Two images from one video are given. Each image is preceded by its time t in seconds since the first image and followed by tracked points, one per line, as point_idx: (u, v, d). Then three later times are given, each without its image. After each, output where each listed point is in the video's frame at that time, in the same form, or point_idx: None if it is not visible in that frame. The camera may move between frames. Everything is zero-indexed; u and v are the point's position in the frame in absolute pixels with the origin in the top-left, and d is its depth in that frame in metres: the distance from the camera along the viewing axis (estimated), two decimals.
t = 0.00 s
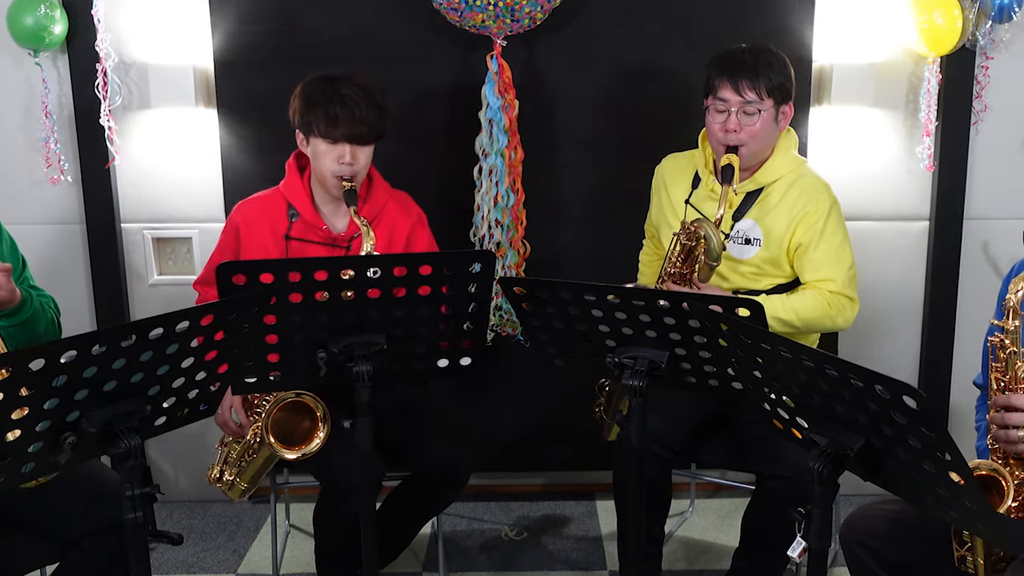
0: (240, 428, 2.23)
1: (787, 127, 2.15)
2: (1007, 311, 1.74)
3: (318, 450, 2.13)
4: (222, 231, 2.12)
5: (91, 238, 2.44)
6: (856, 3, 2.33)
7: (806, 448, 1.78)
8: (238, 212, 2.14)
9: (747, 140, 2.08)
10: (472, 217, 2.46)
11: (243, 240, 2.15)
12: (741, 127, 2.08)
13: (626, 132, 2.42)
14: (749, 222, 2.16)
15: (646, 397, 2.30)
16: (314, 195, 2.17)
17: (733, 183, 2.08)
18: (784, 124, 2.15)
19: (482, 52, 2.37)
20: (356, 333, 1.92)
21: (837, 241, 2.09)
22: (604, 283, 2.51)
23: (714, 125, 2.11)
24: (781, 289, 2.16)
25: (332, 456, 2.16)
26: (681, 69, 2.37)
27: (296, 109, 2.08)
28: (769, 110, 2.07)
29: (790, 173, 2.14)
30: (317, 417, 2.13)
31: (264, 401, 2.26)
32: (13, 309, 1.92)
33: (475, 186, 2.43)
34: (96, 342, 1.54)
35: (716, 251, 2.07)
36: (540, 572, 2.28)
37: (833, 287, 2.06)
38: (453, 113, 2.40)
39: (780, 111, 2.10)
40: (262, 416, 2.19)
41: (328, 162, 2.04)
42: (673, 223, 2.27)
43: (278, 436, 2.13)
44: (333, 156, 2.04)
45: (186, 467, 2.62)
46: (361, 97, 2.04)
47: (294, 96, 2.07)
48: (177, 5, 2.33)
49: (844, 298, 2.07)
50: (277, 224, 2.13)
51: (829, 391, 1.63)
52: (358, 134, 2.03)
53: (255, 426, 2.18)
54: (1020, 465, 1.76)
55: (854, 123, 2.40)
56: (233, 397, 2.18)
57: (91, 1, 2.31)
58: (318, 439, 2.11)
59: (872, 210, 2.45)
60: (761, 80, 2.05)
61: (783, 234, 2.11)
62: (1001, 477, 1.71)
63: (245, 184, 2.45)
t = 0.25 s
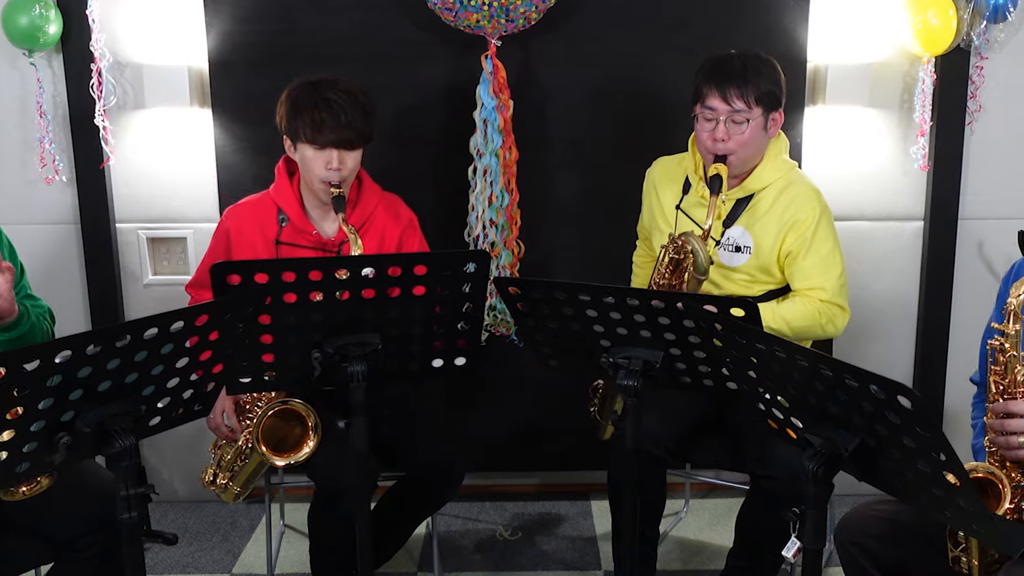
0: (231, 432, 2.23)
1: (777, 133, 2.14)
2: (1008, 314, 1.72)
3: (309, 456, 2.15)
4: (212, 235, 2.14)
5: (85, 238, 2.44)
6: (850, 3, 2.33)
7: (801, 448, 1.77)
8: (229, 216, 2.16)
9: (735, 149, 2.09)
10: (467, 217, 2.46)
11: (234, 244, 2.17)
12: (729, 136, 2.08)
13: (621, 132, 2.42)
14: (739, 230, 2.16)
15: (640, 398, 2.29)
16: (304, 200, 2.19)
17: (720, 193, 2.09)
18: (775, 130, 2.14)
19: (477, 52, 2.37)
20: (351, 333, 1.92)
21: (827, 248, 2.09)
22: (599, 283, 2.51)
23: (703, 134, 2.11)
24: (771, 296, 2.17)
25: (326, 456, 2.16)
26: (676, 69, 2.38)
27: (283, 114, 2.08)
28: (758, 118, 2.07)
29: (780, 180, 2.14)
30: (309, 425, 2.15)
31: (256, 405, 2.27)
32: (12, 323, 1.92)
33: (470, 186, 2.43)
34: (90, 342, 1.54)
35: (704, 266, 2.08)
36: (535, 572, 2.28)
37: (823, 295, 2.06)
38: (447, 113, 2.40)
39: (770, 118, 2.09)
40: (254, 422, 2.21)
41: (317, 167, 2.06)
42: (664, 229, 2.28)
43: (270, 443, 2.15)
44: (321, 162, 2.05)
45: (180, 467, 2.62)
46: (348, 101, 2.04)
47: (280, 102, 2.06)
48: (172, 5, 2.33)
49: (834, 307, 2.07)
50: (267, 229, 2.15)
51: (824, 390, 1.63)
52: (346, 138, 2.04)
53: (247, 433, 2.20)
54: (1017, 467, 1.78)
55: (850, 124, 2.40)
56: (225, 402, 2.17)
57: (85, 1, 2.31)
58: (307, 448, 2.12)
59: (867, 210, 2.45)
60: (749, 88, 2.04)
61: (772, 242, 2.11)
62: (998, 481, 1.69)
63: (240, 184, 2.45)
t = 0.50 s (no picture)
0: (223, 433, 2.24)
1: (770, 135, 2.14)
2: (1008, 320, 1.72)
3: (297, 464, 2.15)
4: (206, 239, 2.15)
5: (80, 239, 2.44)
6: (845, 4, 2.33)
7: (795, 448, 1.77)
8: (223, 219, 2.17)
9: (727, 152, 2.09)
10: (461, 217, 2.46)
11: (229, 246, 2.18)
12: (721, 139, 2.08)
13: (616, 132, 2.42)
14: (730, 232, 2.16)
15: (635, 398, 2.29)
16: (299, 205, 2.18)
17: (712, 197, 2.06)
18: (767, 133, 2.14)
19: (471, 52, 2.37)
20: (346, 333, 1.92)
21: (818, 252, 2.08)
22: (594, 283, 2.51)
23: (695, 137, 2.12)
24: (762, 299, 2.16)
25: (320, 455, 2.16)
26: (670, 69, 2.38)
27: (280, 122, 2.08)
28: (749, 121, 2.07)
29: (772, 182, 2.14)
30: (299, 434, 2.14)
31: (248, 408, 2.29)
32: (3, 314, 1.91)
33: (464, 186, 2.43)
34: (84, 342, 1.54)
35: (694, 269, 2.08)
36: (530, 572, 2.28)
37: (814, 300, 2.06)
38: (442, 113, 2.40)
39: (762, 120, 2.09)
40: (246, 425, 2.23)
41: (313, 176, 2.05)
42: (657, 230, 2.28)
43: (258, 450, 2.14)
44: (317, 171, 2.05)
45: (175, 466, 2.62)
46: (345, 110, 2.04)
47: (277, 109, 2.07)
48: (167, 5, 2.34)
49: (826, 311, 2.06)
50: (262, 234, 2.15)
51: (819, 390, 1.63)
52: (342, 148, 2.04)
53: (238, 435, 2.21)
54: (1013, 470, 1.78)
55: (845, 124, 2.41)
56: (218, 400, 2.21)
57: (80, 1, 2.31)
58: (295, 457, 2.11)
59: (861, 209, 2.46)
60: (740, 91, 2.04)
61: (764, 245, 2.11)
62: (994, 485, 1.69)
63: (234, 184, 2.45)
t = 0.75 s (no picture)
0: (217, 435, 2.23)
1: (768, 124, 2.15)
2: (1013, 311, 1.68)
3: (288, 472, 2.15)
4: (207, 239, 2.13)
5: (74, 239, 2.44)
6: (840, 3, 2.33)
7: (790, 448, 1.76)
8: (224, 221, 2.15)
9: (727, 137, 2.08)
10: (456, 217, 2.46)
11: (228, 247, 2.17)
12: (721, 124, 2.08)
13: (610, 132, 2.42)
14: (728, 221, 2.16)
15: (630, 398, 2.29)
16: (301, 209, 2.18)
17: (712, 180, 2.08)
18: (765, 120, 2.14)
19: (466, 52, 2.38)
20: (340, 333, 1.91)
21: (817, 238, 2.09)
22: (589, 282, 2.51)
23: (695, 122, 2.11)
24: (759, 288, 2.16)
25: (314, 455, 2.16)
26: (664, 69, 2.38)
27: (285, 126, 2.07)
28: (749, 106, 2.07)
29: (770, 171, 2.14)
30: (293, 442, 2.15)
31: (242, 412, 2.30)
32: None
33: (459, 186, 2.43)
34: (78, 342, 1.54)
35: (696, 248, 2.07)
36: (525, 572, 2.28)
37: (815, 284, 2.06)
38: (437, 113, 2.41)
39: (760, 106, 2.10)
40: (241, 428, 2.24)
41: (316, 183, 2.03)
42: (654, 222, 2.27)
43: (252, 454, 2.14)
44: (321, 177, 2.03)
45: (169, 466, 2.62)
46: (350, 118, 2.02)
47: (283, 113, 2.05)
48: (162, 5, 2.34)
49: (826, 295, 2.06)
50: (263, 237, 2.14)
51: (813, 391, 1.62)
52: (346, 156, 2.02)
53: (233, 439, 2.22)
54: (1013, 461, 1.74)
55: (839, 123, 2.41)
56: (215, 401, 2.20)
57: (74, 1, 2.31)
58: (287, 463, 2.11)
59: (856, 210, 2.46)
60: (741, 76, 2.05)
61: (762, 232, 2.11)
62: (994, 477, 1.66)
63: (229, 184, 2.45)
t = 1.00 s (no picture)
0: (214, 433, 2.23)
1: (768, 128, 2.15)
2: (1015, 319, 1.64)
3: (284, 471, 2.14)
4: (210, 236, 2.12)
5: (69, 239, 2.44)
6: (834, 4, 2.34)
7: (784, 449, 1.76)
8: (229, 218, 2.14)
9: (729, 141, 2.08)
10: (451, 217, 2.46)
11: (232, 245, 2.16)
12: (723, 128, 2.07)
13: (606, 132, 2.42)
14: (729, 223, 2.16)
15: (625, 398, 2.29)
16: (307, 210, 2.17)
17: (715, 184, 2.06)
18: (765, 125, 2.14)
19: (461, 53, 2.38)
20: (334, 333, 1.90)
21: (816, 243, 2.10)
22: (584, 282, 2.51)
23: (697, 127, 2.10)
24: (760, 290, 2.16)
25: (309, 455, 2.16)
26: (659, 69, 2.38)
27: (296, 126, 2.04)
28: (751, 111, 2.07)
29: (770, 175, 2.15)
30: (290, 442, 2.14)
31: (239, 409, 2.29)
32: None
33: (454, 186, 2.43)
34: (74, 342, 1.52)
35: (698, 250, 2.05)
36: (520, 572, 2.28)
37: (814, 288, 2.07)
38: (432, 113, 2.41)
39: (761, 112, 2.10)
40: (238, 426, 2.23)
41: (324, 185, 2.00)
42: (655, 225, 2.27)
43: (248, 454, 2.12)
44: (329, 180, 2.00)
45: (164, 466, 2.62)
46: (362, 122, 1.99)
47: (294, 113, 2.03)
48: (157, 5, 2.34)
49: (823, 300, 2.07)
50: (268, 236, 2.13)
51: (807, 390, 1.62)
52: (356, 161, 1.99)
53: (229, 437, 2.22)
54: (1011, 468, 1.70)
55: (833, 124, 2.41)
56: (212, 400, 2.19)
57: (69, 2, 2.31)
58: (285, 463, 2.11)
59: (850, 210, 2.46)
60: (742, 81, 2.05)
61: (764, 234, 2.11)
62: (990, 482, 1.64)
63: (224, 185, 2.45)
